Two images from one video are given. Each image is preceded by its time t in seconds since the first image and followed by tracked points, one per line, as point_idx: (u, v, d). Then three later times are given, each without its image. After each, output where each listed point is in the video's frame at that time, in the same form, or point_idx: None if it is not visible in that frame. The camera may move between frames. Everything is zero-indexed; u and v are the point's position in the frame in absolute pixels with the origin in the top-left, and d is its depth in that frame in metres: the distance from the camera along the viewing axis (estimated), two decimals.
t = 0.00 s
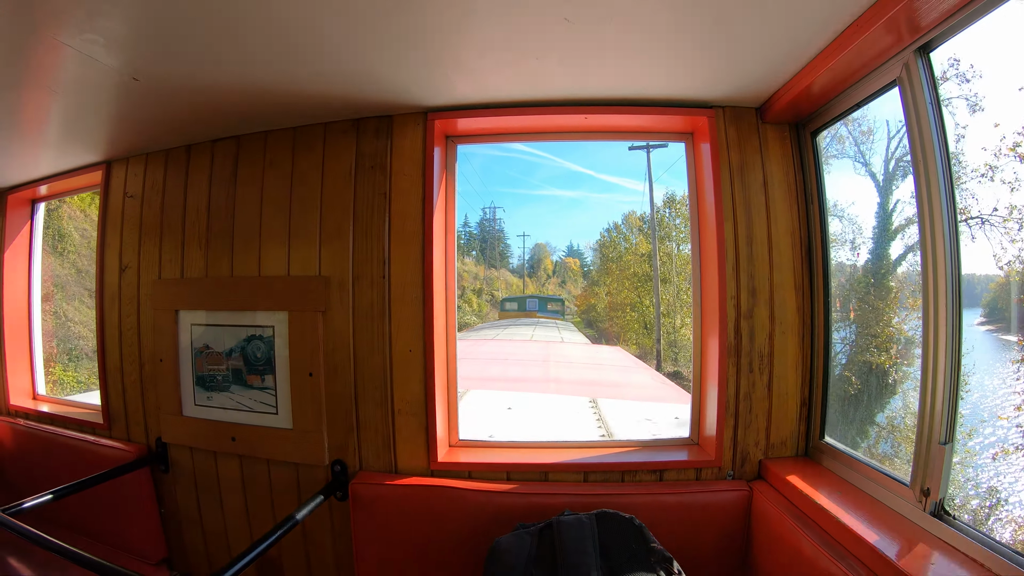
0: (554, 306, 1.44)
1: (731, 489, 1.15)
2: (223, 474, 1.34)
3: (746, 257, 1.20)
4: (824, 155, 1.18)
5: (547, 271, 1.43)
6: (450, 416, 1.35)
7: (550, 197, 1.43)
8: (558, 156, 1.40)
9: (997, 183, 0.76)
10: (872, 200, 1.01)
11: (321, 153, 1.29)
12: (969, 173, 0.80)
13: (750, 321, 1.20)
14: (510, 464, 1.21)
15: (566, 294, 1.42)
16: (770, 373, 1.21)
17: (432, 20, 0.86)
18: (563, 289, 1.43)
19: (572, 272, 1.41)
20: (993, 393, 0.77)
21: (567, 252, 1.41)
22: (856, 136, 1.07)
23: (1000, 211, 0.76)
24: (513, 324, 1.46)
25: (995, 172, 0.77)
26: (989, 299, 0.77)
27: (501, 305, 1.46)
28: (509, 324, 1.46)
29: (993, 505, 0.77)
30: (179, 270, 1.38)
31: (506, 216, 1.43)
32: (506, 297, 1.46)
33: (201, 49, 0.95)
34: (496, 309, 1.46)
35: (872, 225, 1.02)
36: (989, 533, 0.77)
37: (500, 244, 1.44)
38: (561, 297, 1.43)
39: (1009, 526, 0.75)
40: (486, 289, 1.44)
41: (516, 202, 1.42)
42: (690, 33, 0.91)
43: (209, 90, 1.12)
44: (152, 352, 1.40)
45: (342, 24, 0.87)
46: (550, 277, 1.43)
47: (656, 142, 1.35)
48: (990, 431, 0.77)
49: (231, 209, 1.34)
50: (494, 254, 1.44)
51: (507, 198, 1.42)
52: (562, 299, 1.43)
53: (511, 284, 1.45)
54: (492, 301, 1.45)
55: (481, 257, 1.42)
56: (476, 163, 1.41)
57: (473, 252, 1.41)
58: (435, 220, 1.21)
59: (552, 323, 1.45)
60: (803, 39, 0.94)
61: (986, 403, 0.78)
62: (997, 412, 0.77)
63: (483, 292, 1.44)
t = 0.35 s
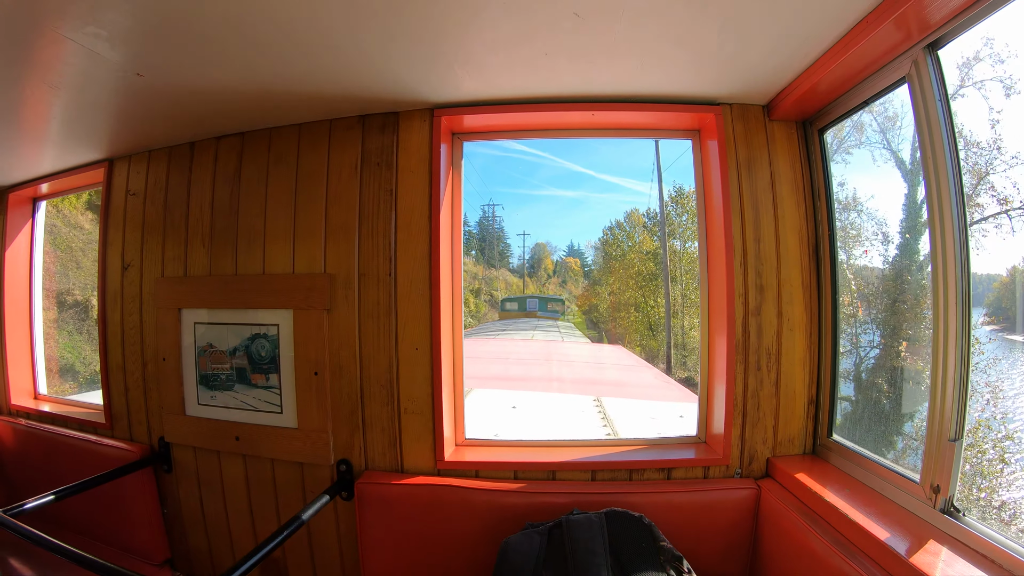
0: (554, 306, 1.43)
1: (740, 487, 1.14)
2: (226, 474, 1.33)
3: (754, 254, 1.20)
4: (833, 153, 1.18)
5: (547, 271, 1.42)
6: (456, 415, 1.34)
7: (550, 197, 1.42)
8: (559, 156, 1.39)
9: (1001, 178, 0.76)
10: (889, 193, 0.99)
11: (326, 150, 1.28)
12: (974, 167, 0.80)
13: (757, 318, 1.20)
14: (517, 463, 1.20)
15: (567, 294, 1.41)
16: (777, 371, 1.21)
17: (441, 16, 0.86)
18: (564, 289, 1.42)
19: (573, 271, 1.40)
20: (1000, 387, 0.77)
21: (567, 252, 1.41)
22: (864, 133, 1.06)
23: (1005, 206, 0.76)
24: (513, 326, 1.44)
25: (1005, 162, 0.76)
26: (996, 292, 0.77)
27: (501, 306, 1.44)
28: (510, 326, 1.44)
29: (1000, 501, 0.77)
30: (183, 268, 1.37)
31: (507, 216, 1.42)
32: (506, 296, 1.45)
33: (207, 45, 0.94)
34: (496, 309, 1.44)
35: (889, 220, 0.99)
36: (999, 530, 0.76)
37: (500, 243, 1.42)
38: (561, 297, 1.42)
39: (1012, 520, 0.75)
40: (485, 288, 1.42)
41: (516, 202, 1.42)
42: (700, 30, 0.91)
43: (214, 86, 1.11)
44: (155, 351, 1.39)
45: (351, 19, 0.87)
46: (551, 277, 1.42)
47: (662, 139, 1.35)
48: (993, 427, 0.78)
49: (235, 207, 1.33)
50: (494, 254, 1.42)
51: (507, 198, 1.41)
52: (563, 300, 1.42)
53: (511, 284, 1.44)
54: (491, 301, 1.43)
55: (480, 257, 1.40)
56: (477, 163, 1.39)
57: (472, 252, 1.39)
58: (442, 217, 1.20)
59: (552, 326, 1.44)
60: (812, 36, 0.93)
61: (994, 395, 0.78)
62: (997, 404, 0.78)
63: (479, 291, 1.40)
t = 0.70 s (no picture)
0: (555, 306, 1.44)
1: (743, 487, 1.16)
2: (233, 474, 1.33)
3: (758, 256, 1.21)
4: (836, 158, 1.19)
5: (547, 271, 1.42)
6: (463, 416, 1.35)
7: (550, 197, 1.42)
8: (558, 156, 1.40)
9: (995, 187, 0.79)
10: (892, 199, 1.01)
11: (333, 152, 1.28)
12: (975, 172, 0.82)
13: (761, 321, 1.21)
14: (524, 463, 1.21)
15: (567, 295, 1.42)
16: (781, 372, 1.22)
17: (453, 19, 0.87)
18: (564, 290, 1.43)
19: (574, 271, 1.41)
20: (999, 388, 0.79)
21: (568, 251, 1.41)
22: (868, 138, 1.08)
23: (1002, 213, 0.78)
24: (513, 326, 1.45)
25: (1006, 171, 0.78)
26: (997, 294, 0.79)
27: (501, 305, 1.44)
28: (511, 327, 1.44)
29: (1004, 500, 0.78)
30: (189, 268, 1.37)
31: (507, 216, 1.42)
32: (506, 297, 1.44)
33: (219, 46, 0.95)
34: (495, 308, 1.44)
35: (893, 225, 1.01)
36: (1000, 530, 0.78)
37: (500, 243, 1.43)
38: (562, 298, 1.43)
39: (1011, 518, 0.77)
40: (485, 288, 1.42)
41: (516, 201, 1.41)
42: (709, 35, 0.92)
43: (224, 87, 1.11)
44: (162, 351, 1.40)
45: (365, 23, 0.88)
46: (552, 277, 1.42)
47: (668, 143, 1.36)
48: (991, 426, 0.80)
49: (242, 207, 1.33)
50: (490, 253, 1.42)
51: (507, 198, 1.41)
52: (563, 300, 1.43)
53: (509, 284, 1.43)
54: (490, 300, 1.43)
55: (479, 256, 1.41)
56: (477, 163, 1.40)
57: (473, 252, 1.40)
58: (450, 219, 1.21)
59: (551, 326, 1.45)
60: (819, 43, 0.95)
61: (996, 396, 0.79)
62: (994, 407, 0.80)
63: (479, 291, 1.41)
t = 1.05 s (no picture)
0: (556, 306, 1.43)
1: (738, 486, 1.16)
2: (229, 472, 1.34)
3: (753, 255, 1.21)
4: (832, 157, 1.19)
5: (548, 270, 1.42)
6: (457, 415, 1.35)
7: (551, 197, 1.42)
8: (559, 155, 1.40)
9: (989, 185, 0.78)
10: (886, 197, 1.00)
11: (329, 151, 1.29)
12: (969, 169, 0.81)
13: (756, 320, 1.21)
14: (517, 462, 1.21)
15: (569, 294, 1.42)
16: (776, 372, 1.22)
17: (443, 18, 0.87)
18: (566, 289, 1.43)
19: (576, 270, 1.41)
20: (993, 388, 0.78)
21: (569, 251, 1.42)
22: (863, 136, 1.07)
23: (998, 212, 0.77)
24: (515, 326, 1.44)
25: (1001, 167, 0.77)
26: (990, 294, 0.79)
27: (501, 306, 1.44)
28: (512, 327, 1.44)
29: (995, 500, 0.77)
30: (186, 267, 1.38)
31: (506, 216, 1.43)
32: (506, 296, 1.44)
33: (211, 46, 0.95)
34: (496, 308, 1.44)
35: (888, 224, 1.00)
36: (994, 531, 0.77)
37: (500, 242, 1.43)
38: (563, 298, 1.43)
39: (1004, 519, 0.76)
40: (484, 288, 1.42)
41: (516, 201, 1.42)
42: (700, 34, 0.92)
43: (218, 87, 1.12)
44: (159, 350, 1.40)
45: (355, 22, 0.88)
46: (553, 276, 1.42)
47: (663, 142, 1.36)
48: (985, 425, 0.79)
49: (238, 207, 1.34)
50: (491, 254, 1.42)
51: (507, 198, 1.41)
52: (563, 299, 1.43)
53: (515, 284, 1.43)
54: (491, 300, 1.43)
55: (479, 255, 1.41)
56: (478, 163, 1.40)
57: (473, 251, 1.40)
58: (444, 218, 1.21)
59: (552, 326, 1.44)
60: (811, 40, 0.94)
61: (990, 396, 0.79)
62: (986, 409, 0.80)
63: (479, 291, 1.41)
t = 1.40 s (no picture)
0: (555, 305, 1.42)
1: (730, 488, 1.15)
2: (222, 471, 1.35)
3: (746, 255, 1.20)
4: (826, 156, 1.18)
5: (549, 270, 1.42)
6: (449, 415, 1.35)
7: (552, 196, 1.42)
8: (559, 155, 1.39)
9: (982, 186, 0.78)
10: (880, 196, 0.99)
11: (322, 152, 1.29)
12: (962, 169, 0.80)
13: (749, 320, 1.20)
14: (508, 462, 1.21)
15: (569, 293, 1.41)
16: (769, 372, 1.21)
17: (431, 19, 0.87)
18: (566, 288, 1.42)
19: (577, 270, 1.40)
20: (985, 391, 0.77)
21: (570, 250, 1.41)
22: (856, 135, 1.07)
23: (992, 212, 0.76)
24: (515, 326, 1.43)
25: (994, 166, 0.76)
26: (985, 295, 0.78)
27: (501, 305, 1.44)
28: (512, 326, 1.43)
29: (989, 503, 0.76)
30: (181, 267, 1.39)
31: (507, 216, 1.43)
32: (506, 296, 1.44)
33: (202, 49, 0.96)
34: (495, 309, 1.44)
35: (882, 223, 0.99)
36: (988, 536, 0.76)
37: (501, 241, 1.43)
38: (563, 297, 1.41)
39: (996, 523, 0.75)
40: (483, 287, 1.42)
41: (517, 201, 1.42)
42: (689, 33, 0.91)
43: (209, 89, 1.12)
44: (154, 350, 1.41)
45: (343, 23, 0.88)
46: (554, 276, 1.42)
47: (656, 141, 1.36)
48: (976, 429, 0.79)
49: (232, 207, 1.34)
50: (496, 253, 1.43)
51: (508, 197, 1.42)
52: (563, 299, 1.41)
53: (518, 283, 1.43)
54: (489, 300, 1.43)
55: (479, 254, 1.42)
56: (479, 162, 1.40)
57: (472, 250, 1.41)
58: (436, 218, 1.21)
59: (552, 326, 1.42)
60: (802, 39, 0.94)
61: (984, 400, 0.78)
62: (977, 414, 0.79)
63: (479, 289, 1.41)
